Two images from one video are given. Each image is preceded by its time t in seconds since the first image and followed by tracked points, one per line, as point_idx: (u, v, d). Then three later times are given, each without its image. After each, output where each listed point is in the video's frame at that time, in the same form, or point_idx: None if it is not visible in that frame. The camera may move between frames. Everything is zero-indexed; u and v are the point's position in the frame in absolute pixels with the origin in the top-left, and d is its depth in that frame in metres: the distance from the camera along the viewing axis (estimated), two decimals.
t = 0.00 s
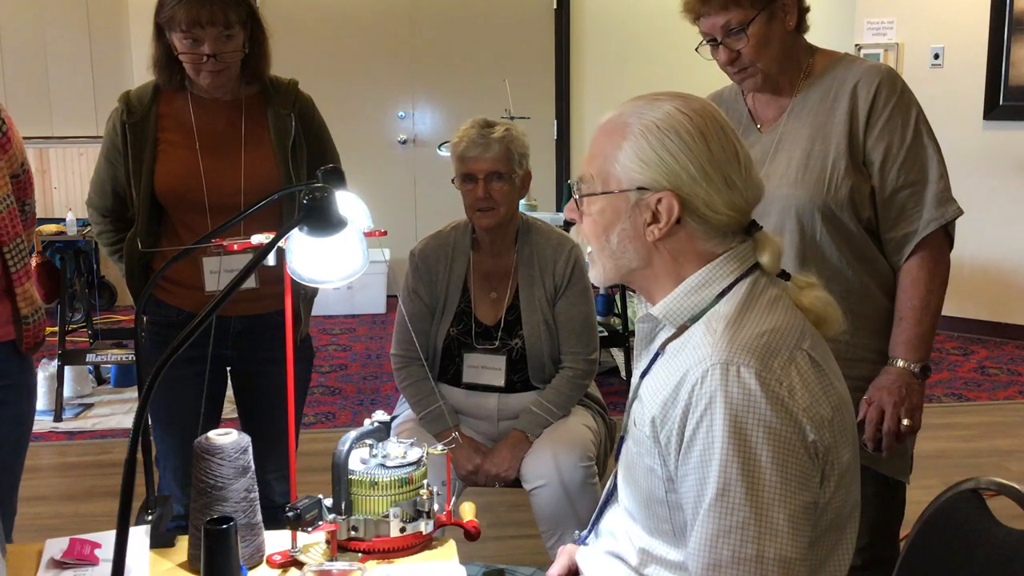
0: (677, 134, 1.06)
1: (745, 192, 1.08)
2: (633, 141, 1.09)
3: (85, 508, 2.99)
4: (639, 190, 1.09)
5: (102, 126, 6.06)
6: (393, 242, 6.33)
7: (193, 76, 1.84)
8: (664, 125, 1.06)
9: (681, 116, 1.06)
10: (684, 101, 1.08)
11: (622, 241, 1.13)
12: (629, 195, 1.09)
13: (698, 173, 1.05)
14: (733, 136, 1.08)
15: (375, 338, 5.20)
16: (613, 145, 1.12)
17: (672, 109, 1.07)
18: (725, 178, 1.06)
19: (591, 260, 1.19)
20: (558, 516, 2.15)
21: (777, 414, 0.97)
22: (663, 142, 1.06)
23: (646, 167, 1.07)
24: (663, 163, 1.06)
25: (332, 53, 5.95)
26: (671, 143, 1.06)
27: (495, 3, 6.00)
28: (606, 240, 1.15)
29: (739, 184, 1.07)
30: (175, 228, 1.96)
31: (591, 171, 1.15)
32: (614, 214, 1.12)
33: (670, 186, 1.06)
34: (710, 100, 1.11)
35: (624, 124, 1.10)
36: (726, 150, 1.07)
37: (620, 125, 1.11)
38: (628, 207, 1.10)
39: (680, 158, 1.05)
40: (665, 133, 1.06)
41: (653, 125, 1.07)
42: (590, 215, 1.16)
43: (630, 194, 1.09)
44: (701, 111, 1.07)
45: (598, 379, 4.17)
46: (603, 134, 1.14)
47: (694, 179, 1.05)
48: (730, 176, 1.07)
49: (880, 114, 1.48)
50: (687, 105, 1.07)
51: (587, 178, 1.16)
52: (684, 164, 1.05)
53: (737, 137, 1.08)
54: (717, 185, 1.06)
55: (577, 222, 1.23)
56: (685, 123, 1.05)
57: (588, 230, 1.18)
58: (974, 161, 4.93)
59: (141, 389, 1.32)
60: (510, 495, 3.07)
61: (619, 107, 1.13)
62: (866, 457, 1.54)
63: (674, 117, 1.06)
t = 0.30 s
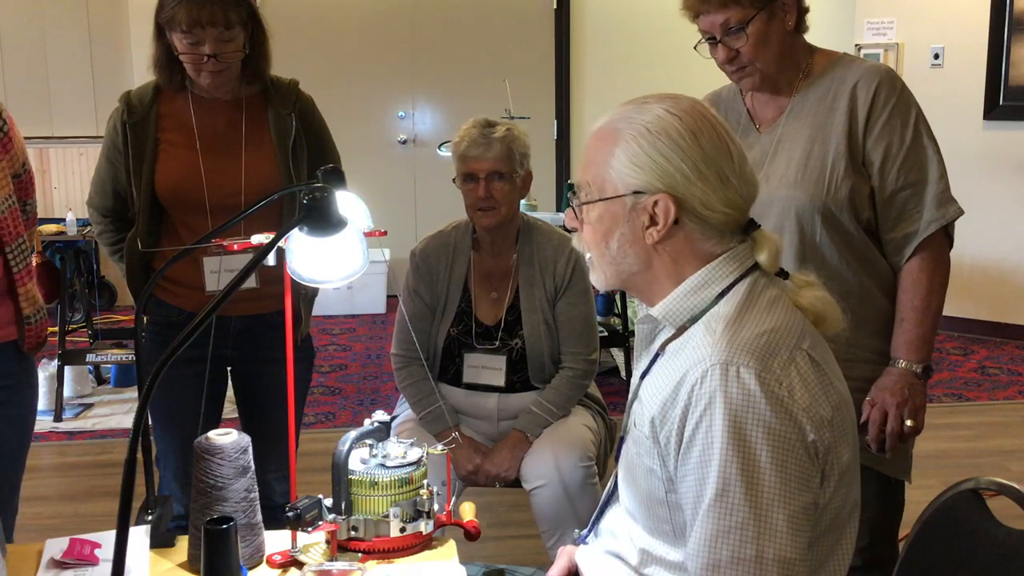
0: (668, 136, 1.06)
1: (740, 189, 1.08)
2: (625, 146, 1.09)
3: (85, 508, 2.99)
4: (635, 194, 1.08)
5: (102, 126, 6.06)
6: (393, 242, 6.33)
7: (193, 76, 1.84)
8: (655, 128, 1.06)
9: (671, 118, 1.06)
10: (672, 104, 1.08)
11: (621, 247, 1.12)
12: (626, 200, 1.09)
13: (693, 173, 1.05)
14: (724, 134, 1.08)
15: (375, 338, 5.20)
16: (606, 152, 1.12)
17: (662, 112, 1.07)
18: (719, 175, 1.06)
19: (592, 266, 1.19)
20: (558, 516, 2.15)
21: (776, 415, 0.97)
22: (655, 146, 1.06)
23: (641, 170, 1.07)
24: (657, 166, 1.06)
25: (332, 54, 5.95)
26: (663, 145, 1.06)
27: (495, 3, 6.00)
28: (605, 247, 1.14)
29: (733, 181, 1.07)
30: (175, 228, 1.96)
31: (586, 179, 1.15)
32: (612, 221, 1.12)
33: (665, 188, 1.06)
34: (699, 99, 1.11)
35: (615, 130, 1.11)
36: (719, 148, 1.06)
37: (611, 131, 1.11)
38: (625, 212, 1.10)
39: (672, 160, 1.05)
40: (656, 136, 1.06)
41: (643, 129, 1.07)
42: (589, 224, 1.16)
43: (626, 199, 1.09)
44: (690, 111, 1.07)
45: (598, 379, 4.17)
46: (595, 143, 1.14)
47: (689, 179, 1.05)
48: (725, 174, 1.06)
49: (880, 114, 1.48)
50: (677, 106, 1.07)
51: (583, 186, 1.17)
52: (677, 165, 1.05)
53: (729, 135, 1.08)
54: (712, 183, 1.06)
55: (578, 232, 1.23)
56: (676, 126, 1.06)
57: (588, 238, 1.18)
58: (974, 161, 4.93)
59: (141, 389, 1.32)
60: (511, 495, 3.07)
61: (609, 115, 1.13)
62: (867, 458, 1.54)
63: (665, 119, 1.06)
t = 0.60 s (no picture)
0: (677, 140, 1.05)
1: (747, 198, 1.06)
2: (635, 143, 1.09)
3: (85, 508, 2.99)
4: (640, 192, 1.09)
5: (102, 126, 6.06)
6: (393, 242, 6.33)
7: (194, 76, 1.84)
8: (665, 131, 1.05)
9: (682, 121, 1.05)
10: (688, 104, 1.06)
11: (625, 241, 1.13)
12: (630, 197, 1.10)
13: (698, 180, 1.04)
14: (738, 141, 1.05)
15: (375, 338, 5.20)
16: (616, 145, 1.11)
17: (675, 113, 1.06)
18: (726, 185, 1.04)
19: (598, 253, 1.20)
20: (558, 516, 2.15)
21: (777, 414, 0.97)
22: (664, 148, 1.06)
23: (648, 171, 1.07)
24: (663, 169, 1.06)
25: (332, 54, 5.96)
26: (672, 149, 1.05)
27: (495, 3, 6.00)
28: (609, 238, 1.15)
29: (739, 190, 1.05)
30: (176, 228, 1.96)
31: (597, 169, 1.15)
32: (616, 214, 1.12)
33: (669, 192, 1.06)
34: (719, 98, 1.09)
35: (629, 124, 1.10)
36: (729, 155, 1.05)
37: (625, 125, 1.10)
38: (629, 208, 1.10)
39: (679, 164, 1.05)
40: (665, 139, 1.06)
41: (655, 129, 1.06)
42: (595, 212, 1.16)
43: (630, 196, 1.10)
44: (705, 114, 1.05)
45: (598, 379, 4.17)
46: (609, 132, 1.13)
47: (693, 185, 1.04)
48: (731, 181, 1.05)
49: (879, 113, 1.48)
50: (692, 108, 1.06)
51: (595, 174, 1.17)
52: (682, 170, 1.05)
53: (745, 141, 1.06)
54: (717, 192, 1.04)
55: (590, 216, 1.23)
56: (686, 129, 1.04)
57: (593, 225, 1.19)
58: (974, 161, 4.93)
59: (141, 389, 1.32)
60: (511, 495, 3.07)
61: (628, 104, 1.12)
62: (866, 458, 1.54)
63: (677, 122, 1.05)
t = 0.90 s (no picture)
0: (677, 141, 1.05)
1: (747, 203, 1.06)
2: (636, 141, 1.08)
3: (85, 508, 2.99)
4: (638, 190, 1.09)
5: (102, 126, 6.06)
6: (393, 242, 6.33)
7: (194, 76, 1.84)
8: (666, 132, 1.05)
9: (684, 122, 1.04)
10: (691, 104, 1.06)
11: (624, 237, 1.13)
12: (628, 195, 1.10)
13: (696, 182, 1.04)
14: (738, 143, 1.05)
15: (375, 338, 5.20)
16: (618, 141, 1.11)
17: (677, 113, 1.05)
18: (724, 189, 1.04)
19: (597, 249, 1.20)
20: (558, 516, 2.15)
21: (776, 417, 0.97)
22: (664, 149, 1.06)
23: (648, 170, 1.07)
24: (663, 170, 1.06)
25: (331, 54, 5.96)
26: (671, 150, 1.05)
27: (495, 3, 6.00)
28: (608, 234, 1.15)
29: (740, 194, 1.05)
30: (176, 228, 1.96)
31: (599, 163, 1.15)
32: (615, 210, 1.12)
33: (668, 193, 1.06)
34: (724, 99, 1.08)
35: (631, 123, 1.10)
36: (730, 159, 1.04)
37: (626, 121, 1.10)
38: (627, 205, 1.10)
39: (678, 165, 1.05)
40: (666, 140, 1.05)
41: (656, 129, 1.06)
42: (595, 206, 1.16)
43: (629, 194, 1.10)
44: (707, 116, 1.04)
45: (598, 379, 4.17)
46: (613, 126, 1.13)
47: (691, 187, 1.04)
48: (730, 185, 1.04)
49: (879, 114, 1.48)
50: (694, 109, 1.05)
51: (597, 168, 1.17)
52: (681, 172, 1.05)
53: (745, 144, 1.05)
54: (715, 195, 1.04)
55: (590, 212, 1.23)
56: (688, 131, 1.04)
57: (592, 220, 1.19)
58: (974, 161, 4.93)
59: (140, 389, 1.32)
60: (511, 495, 3.07)
61: (631, 102, 1.12)
62: (865, 459, 1.54)
63: (678, 123, 1.04)
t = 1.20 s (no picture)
0: (642, 157, 1.05)
1: (725, 201, 1.06)
2: (604, 165, 1.09)
3: (85, 508, 2.99)
4: (618, 212, 1.09)
5: (102, 126, 6.06)
6: (393, 242, 6.33)
7: (195, 76, 1.84)
8: (630, 150, 1.06)
9: (643, 137, 1.05)
10: (649, 118, 1.06)
11: (615, 260, 1.13)
12: (610, 219, 1.10)
13: (670, 192, 1.04)
14: (703, 143, 1.04)
15: (375, 338, 5.20)
16: (589, 168, 1.12)
17: (637, 131, 1.06)
18: (699, 191, 1.04)
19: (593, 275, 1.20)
20: (559, 515, 2.15)
21: (782, 424, 0.97)
22: (632, 166, 1.06)
23: (621, 190, 1.07)
24: (636, 187, 1.06)
25: (331, 54, 5.96)
26: (639, 166, 1.05)
27: (495, 3, 6.00)
28: (599, 260, 1.15)
29: (716, 195, 1.05)
30: (176, 228, 1.96)
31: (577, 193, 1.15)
32: (601, 235, 1.12)
33: (646, 209, 1.06)
34: (679, 103, 1.08)
35: (596, 148, 1.10)
36: (698, 161, 1.04)
37: (591, 149, 1.11)
38: (611, 229, 1.10)
39: (650, 180, 1.05)
40: (632, 157, 1.06)
41: (620, 150, 1.07)
42: (582, 236, 1.17)
43: (610, 217, 1.10)
44: (666, 125, 1.05)
45: (598, 379, 4.17)
46: (581, 156, 1.14)
47: (667, 198, 1.04)
48: (704, 186, 1.04)
49: (877, 114, 1.48)
50: (653, 121, 1.06)
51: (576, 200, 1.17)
52: (653, 186, 1.05)
53: (710, 143, 1.05)
54: (691, 200, 1.04)
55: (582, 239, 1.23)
56: (650, 145, 1.04)
57: (583, 249, 1.19)
58: (974, 161, 4.93)
59: (140, 389, 1.32)
60: (511, 495, 3.08)
61: (592, 128, 1.13)
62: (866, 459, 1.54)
63: (638, 139, 1.05)
